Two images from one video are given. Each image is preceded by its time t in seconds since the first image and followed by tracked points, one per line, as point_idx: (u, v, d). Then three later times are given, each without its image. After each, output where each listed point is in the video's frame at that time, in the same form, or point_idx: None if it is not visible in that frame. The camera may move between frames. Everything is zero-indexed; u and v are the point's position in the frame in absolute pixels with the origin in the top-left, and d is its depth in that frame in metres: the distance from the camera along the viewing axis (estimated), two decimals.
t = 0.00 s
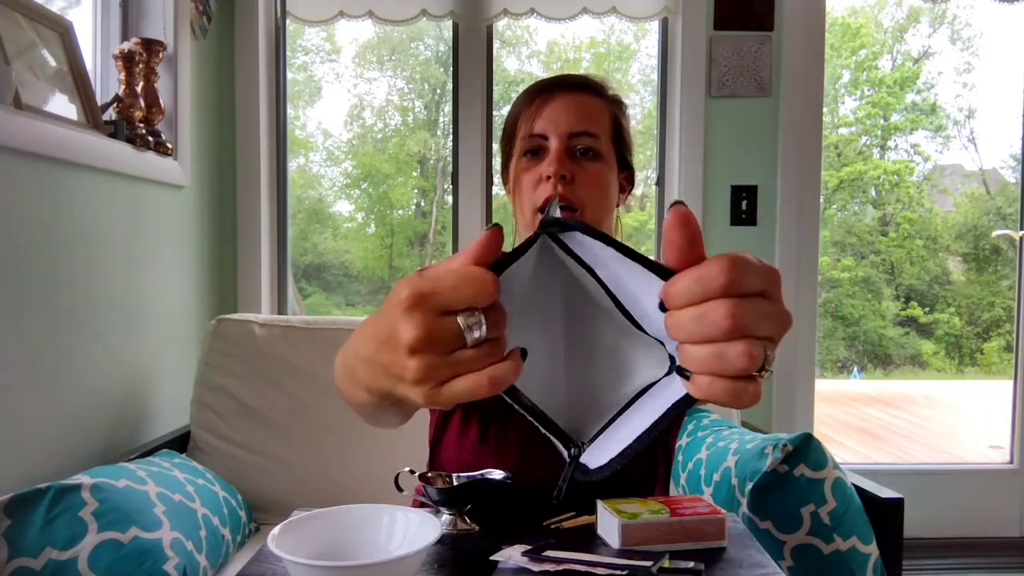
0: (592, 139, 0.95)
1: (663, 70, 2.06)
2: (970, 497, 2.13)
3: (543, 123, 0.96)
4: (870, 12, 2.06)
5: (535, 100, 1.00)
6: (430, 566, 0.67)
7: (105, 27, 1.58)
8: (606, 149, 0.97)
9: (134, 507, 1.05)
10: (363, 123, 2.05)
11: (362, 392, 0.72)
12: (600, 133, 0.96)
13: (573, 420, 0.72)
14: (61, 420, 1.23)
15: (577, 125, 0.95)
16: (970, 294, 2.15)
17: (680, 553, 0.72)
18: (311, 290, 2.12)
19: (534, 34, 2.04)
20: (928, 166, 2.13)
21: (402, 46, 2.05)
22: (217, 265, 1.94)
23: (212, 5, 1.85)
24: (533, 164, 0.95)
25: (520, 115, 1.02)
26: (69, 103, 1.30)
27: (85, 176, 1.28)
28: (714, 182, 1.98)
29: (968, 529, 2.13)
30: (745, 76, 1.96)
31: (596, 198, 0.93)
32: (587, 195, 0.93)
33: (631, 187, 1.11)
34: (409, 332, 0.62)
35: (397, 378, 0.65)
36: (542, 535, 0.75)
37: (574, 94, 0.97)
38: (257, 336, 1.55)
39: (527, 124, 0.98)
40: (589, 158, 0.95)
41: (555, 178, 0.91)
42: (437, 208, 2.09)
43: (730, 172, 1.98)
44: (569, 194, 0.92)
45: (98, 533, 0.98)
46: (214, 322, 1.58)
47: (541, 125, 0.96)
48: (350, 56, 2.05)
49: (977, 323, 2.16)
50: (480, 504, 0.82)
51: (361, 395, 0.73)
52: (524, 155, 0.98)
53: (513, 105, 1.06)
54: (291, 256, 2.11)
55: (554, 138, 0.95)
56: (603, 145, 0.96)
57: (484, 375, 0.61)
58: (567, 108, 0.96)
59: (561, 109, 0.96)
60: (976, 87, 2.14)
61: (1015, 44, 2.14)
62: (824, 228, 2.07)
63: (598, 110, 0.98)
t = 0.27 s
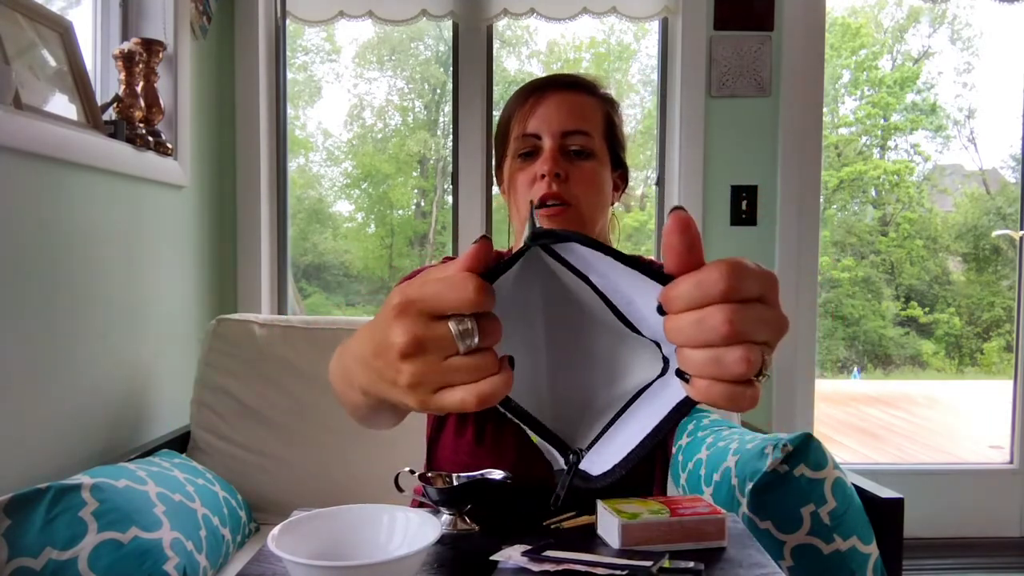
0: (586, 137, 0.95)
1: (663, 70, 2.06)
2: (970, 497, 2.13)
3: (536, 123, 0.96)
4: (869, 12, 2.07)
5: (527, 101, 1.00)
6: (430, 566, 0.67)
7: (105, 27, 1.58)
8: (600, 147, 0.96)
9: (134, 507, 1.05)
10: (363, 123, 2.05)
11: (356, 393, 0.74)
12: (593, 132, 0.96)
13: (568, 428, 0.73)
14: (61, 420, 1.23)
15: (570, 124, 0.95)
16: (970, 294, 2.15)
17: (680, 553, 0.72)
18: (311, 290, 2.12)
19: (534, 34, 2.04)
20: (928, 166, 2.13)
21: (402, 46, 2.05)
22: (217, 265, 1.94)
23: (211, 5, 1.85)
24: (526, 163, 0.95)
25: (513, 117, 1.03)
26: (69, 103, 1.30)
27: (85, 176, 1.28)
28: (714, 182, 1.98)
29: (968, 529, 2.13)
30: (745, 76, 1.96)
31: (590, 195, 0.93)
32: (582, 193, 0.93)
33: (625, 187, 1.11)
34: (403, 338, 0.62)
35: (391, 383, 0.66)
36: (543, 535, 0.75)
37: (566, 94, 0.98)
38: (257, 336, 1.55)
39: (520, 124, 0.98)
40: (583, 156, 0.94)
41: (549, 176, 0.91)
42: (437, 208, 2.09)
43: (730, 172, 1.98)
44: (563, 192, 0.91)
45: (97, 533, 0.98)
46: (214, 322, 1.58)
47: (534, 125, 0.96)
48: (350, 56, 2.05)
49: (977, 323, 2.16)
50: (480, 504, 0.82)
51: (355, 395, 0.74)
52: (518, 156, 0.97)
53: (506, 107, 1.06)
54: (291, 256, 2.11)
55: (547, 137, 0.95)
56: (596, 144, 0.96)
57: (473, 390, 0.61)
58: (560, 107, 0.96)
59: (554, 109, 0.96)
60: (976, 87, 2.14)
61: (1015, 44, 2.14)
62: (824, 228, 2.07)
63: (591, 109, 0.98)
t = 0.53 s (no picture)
0: (576, 136, 0.95)
1: (663, 70, 2.06)
2: (970, 497, 2.13)
3: (526, 122, 0.96)
4: (869, 12, 2.07)
5: (518, 101, 1.00)
6: (430, 566, 0.67)
7: (105, 27, 1.58)
8: (590, 146, 0.96)
9: (134, 506, 1.05)
10: (363, 123, 2.05)
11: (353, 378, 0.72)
12: (583, 130, 0.96)
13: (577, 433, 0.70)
14: (61, 420, 1.23)
15: (560, 123, 0.95)
16: (970, 294, 2.15)
17: (680, 553, 0.72)
18: (311, 290, 2.12)
19: (534, 34, 2.04)
20: (928, 166, 2.13)
21: (402, 46, 2.05)
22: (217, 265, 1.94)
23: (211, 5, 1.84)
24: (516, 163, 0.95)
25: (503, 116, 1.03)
26: (69, 103, 1.30)
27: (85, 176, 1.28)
28: (714, 182, 1.98)
29: (968, 529, 2.13)
30: (745, 76, 1.96)
31: (581, 194, 0.93)
32: (572, 192, 0.92)
33: (616, 185, 1.11)
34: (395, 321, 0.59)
35: (391, 366, 0.63)
36: (543, 536, 0.75)
37: (555, 93, 0.98)
38: (257, 336, 1.55)
39: (510, 124, 0.98)
40: (573, 155, 0.94)
41: (539, 175, 0.91)
42: (437, 208, 2.09)
43: (730, 172, 1.98)
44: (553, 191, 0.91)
45: (98, 533, 0.98)
46: (214, 322, 1.58)
47: (524, 124, 0.96)
48: (350, 56, 2.05)
49: (977, 323, 2.16)
50: (480, 504, 0.82)
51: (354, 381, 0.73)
52: (508, 156, 0.97)
53: (497, 107, 1.06)
54: (292, 256, 2.11)
55: (537, 136, 0.95)
56: (586, 143, 0.96)
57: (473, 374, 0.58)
58: (549, 107, 0.96)
59: (543, 108, 0.96)
60: (976, 87, 2.14)
61: (1014, 44, 2.14)
62: (824, 228, 2.07)
63: (581, 107, 0.98)
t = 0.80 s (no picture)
0: (562, 133, 0.95)
1: (663, 70, 2.06)
2: (970, 497, 2.13)
3: (512, 120, 0.96)
4: (869, 12, 2.07)
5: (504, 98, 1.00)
6: (430, 566, 0.67)
7: (105, 27, 1.58)
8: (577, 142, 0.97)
9: (134, 506, 1.05)
10: (363, 124, 2.05)
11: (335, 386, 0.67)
12: (570, 126, 0.96)
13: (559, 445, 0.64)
14: (60, 420, 1.23)
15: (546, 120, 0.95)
16: (970, 294, 2.15)
17: (680, 553, 0.72)
18: (311, 290, 2.12)
19: (534, 34, 2.04)
20: (928, 166, 2.13)
21: (402, 45, 2.05)
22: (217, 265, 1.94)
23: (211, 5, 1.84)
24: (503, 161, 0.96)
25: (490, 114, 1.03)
26: (69, 103, 1.30)
27: (84, 176, 1.28)
28: (715, 182, 1.98)
29: (968, 530, 2.13)
30: (745, 76, 1.96)
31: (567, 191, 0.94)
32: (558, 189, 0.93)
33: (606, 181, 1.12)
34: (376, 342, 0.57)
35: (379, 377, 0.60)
36: (543, 536, 0.75)
37: (541, 91, 0.98)
38: (257, 336, 1.55)
39: (497, 121, 0.98)
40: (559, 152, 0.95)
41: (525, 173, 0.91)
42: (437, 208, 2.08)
43: (731, 172, 1.98)
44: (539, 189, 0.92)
45: (98, 533, 0.98)
46: (214, 322, 1.58)
47: (510, 122, 0.96)
48: (350, 56, 2.05)
49: (977, 323, 2.16)
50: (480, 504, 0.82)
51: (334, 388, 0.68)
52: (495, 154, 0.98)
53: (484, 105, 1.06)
54: (292, 256, 2.11)
55: (524, 134, 0.95)
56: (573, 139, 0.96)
57: (422, 366, 0.54)
58: (535, 103, 0.96)
59: (529, 105, 0.96)
60: (976, 87, 2.14)
61: (1014, 44, 2.14)
62: (824, 228, 2.07)
63: (567, 103, 0.98)
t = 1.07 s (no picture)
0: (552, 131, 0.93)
1: (663, 70, 2.06)
2: (970, 497, 2.13)
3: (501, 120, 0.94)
4: (870, 12, 2.07)
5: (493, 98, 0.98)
6: (430, 566, 0.67)
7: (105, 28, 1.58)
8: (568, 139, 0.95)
9: (133, 506, 1.05)
10: (363, 124, 2.05)
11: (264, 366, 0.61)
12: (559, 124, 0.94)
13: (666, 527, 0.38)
14: (60, 420, 1.23)
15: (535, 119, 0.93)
16: (970, 294, 2.15)
17: (680, 553, 0.72)
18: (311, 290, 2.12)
19: (534, 33, 2.05)
20: (928, 166, 2.13)
21: (402, 45, 2.05)
22: (217, 265, 1.94)
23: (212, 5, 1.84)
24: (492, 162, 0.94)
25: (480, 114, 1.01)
26: (69, 103, 1.30)
27: (84, 176, 1.27)
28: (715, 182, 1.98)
29: (967, 530, 2.13)
30: (745, 76, 1.95)
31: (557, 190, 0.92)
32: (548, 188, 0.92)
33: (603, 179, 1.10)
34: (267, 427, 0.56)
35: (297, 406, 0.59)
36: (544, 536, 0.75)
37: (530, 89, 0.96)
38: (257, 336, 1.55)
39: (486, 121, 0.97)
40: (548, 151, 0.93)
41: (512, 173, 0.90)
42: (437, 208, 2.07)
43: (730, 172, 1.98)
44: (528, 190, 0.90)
45: (98, 533, 0.98)
46: (214, 322, 1.58)
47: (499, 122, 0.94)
48: (350, 56, 2.05)
49: (977, 323, 2.16)
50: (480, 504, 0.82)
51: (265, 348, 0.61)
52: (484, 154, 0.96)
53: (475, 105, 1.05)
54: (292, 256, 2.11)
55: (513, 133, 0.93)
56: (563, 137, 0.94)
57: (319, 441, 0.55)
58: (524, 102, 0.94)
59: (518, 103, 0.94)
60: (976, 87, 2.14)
61: (1014, 43, 2.14)
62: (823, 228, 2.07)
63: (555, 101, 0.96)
